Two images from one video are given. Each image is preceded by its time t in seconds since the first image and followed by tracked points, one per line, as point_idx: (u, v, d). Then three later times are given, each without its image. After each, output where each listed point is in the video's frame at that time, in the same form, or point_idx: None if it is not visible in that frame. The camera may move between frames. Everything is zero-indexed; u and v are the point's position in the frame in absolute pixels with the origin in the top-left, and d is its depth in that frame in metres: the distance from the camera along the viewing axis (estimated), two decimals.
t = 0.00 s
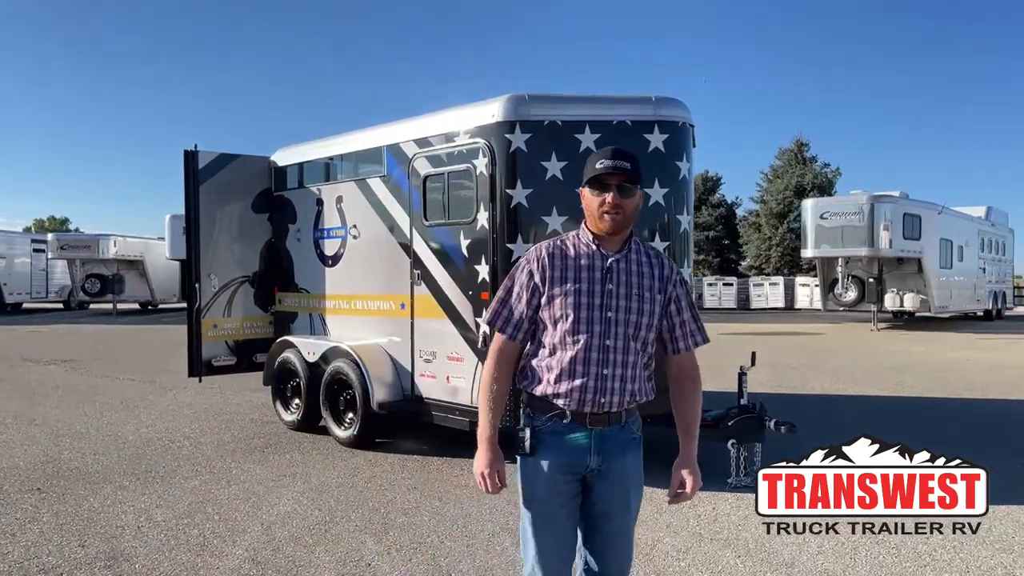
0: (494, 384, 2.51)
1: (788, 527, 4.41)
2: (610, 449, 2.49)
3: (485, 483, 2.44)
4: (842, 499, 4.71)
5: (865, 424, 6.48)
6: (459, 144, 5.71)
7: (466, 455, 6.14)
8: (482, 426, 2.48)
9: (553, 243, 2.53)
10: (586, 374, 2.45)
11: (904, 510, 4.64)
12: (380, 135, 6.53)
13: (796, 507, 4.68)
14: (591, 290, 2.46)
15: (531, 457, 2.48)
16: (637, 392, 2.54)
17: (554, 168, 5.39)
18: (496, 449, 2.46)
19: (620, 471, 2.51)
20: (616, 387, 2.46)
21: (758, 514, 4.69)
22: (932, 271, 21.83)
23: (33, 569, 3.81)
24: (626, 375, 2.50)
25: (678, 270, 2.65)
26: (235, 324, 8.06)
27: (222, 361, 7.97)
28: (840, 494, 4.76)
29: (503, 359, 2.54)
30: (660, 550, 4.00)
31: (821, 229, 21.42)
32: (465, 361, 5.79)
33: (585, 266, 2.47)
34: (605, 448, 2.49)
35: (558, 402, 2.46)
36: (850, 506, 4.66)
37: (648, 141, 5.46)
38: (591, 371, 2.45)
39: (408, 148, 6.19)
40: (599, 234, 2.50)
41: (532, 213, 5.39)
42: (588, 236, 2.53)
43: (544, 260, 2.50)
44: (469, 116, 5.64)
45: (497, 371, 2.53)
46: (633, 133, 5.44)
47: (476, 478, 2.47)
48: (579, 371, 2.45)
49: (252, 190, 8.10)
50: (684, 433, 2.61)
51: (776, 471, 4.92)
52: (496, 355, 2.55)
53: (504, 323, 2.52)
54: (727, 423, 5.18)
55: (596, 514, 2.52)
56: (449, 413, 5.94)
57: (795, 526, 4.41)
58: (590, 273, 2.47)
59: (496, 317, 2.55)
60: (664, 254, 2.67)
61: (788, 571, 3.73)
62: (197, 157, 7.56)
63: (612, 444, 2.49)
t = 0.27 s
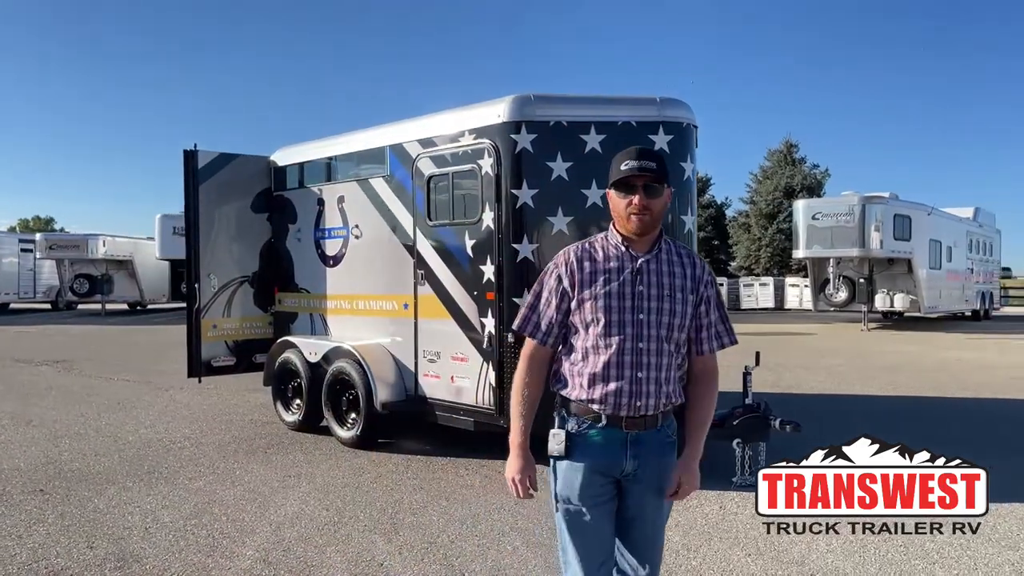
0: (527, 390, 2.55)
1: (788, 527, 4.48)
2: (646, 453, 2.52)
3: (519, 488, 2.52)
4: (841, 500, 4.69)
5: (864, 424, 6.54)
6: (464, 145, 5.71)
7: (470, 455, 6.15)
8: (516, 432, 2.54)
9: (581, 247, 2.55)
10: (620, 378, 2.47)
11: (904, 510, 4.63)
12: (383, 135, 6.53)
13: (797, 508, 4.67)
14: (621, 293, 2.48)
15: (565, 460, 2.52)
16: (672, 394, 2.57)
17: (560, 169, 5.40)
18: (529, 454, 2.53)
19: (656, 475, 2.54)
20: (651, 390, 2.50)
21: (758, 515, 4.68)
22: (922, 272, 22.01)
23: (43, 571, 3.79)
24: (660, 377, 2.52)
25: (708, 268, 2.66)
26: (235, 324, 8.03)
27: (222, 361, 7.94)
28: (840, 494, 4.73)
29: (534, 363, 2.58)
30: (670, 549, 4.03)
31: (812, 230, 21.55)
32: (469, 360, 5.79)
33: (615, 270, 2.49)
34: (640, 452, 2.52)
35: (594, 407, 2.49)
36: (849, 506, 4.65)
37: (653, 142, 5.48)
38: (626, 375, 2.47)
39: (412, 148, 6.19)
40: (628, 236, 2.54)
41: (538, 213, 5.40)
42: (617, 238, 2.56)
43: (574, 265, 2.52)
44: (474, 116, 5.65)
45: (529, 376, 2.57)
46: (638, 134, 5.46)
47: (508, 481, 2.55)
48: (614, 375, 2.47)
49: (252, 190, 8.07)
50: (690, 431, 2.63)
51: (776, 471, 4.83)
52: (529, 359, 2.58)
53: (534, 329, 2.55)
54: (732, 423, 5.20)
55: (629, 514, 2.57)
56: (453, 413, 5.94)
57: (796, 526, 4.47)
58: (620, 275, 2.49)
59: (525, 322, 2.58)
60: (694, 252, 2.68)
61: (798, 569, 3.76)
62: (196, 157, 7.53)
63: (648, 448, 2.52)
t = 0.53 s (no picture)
0: (543, 403, 2.56)
1: (788, 527, 4.52)
2: (669, 462, 2.54)
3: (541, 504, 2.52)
4: (842, 500, 4.72)
5: (860, 423, 6.60)
6: (464, 145, 5.71)
7: (470, 455, 6.15)
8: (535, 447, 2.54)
9: (585, 255, 2.55)
10: (639, 382, 2.48)
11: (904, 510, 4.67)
12: (380, 135, 6.51)
13: (797, 508, 4.69)
14: (632, 296, 2.48)
15: (588, 474, 2.52)
16: (691, 395, 2.59)
17: (561, 169, 5.41)
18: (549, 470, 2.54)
19: (678, 483, 2.56)
20: (670, 393, 2.50)
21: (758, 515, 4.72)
22: (909, 272, 22.25)
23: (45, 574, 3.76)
24: (679, 380, 2.53)
25: (717, 264, 2.67)
26: (230, 325, 7.99)
27: (217, 362, 7.89)
28: (840, 494, 4.76)
29: (548, 377, 2.57)
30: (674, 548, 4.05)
31: (801, 230, 21.69)
32: (469, 361, 5.79)
33: (624, 275, 2.49)
34: (663, 461, 2.53)
35: (614, 417, 2.50)
36: (850, 506, 4.68)
37: (653, 142, 5.50)
38: (645, 380, 2.48)
39: (411, 148, 6.18)
40: (631, 236, 2.54)
41: (539, 213, 5.40)
42: (621, 240, 2.57)
43: (581, 274, 2.52)
44: (474, 116, 5.65)
45: (542, 390, 2.57)
46: (638, 134, 5.48)
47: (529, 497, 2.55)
48: (632, 381, 2.48)
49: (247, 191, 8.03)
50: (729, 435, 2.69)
51: (776, 471, 4.81)
52: (543, 373, 2.58)
53: (544, 341, 2.55)
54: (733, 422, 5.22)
55: (653, 525, 2.60)
56: (453, 413, 5.94)
57: (796, 526, 4.51)
58: (628, 278, 2.50)
59: (534, 335, 2.59)
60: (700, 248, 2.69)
61: (802, 567, 3.80)
62: (191, 156, 7.50)
63: (671, 457, 2.54)
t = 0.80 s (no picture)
0: (545, 411, 2.55)
1: (788, 527, 4.57)
2: (678, 468, 2.53)
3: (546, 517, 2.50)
4: (841, 500, 4.72)
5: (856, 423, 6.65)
6: (464, 144, 5.70)
7: (469, 456, 6.15)
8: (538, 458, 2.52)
9: (584, 258, 2.55)
10: (646, 385, 2.47)
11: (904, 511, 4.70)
12: (378, 135, 6.49)
13: (797, 507, 4.66)
14: (634, 297, 2.48)
15: (597, 483, 2.51)
16: (700, 396, 2.58)
17: (562, 169, 5.42)
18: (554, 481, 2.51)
19: (689, 489, 2.55)
20: (678, 394, 2.50)
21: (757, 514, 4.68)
22: (899, 273, 22.42)
23: None
24: (686, 381, 2.53)
25: (719, 258, 2.67)
26: (226, 325, 7.94)
27: (213, 363, 7.85)
28: (840, 494, 4.75)
29: (551, 384, 2.56)
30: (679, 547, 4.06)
31: (792, 230, 21.79)
32: (470, 361, 5.78)
33: (624, 276, 2.50)
34: (673, 466, 2.52)
35: (622, 420, 2.49)
36: (850, 506, 4.69)
37: (653, 142, 5.51)
38: (652, 381, 2.48)
39: (410, 148, 6.17)
40: (630, 234, 2.55)
41: (540, 213, 5.41)
42: (620, 239, 2.57)
43: (580, 277, 2.52)
44: (474, 116, 5.64)
45: (545, 399, 2.56)
46: (639, 135, 5.50)
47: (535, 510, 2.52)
48: (639, 383, 2.47)
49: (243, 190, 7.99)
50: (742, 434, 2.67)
51: (776, 470, 4.67)
52: (544, 382, 2.57)
53: (546, 347, 2.55)
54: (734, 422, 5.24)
55: (667, 533, 2.58)
56: (453, 414, 5.93)
57: (796, 526, 4.55)
58: (630, 278, 2.50)
59: (535, 341, 2.59)
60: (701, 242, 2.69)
61: (807, 566, 3.82)
62: (187, 156, 7.45)
63: (680, 462, 2.53)
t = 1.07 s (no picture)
0: (549, 418, 2.54)
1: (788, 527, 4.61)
2: (689, 468, 2.50)
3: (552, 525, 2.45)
4: (841, 499, 4.43)
5: (855, 423, 6.68)
6: (467, 145, 5.70)
7: (471, 456, 6.15)
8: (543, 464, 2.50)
9: (584, 262, 2.54)
10: (650, 389, 2.46)
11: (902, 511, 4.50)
12: (379, 135, 6.48)
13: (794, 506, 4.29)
14: (636, 299, 2.47)
15: (606, 488, 2.51)
16: (708, 398, 2.54)
17: (565, 169, 5.43)
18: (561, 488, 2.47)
19: (705, 491, 2.50)
20: (683, 398, 2.48)
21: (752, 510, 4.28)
22: (891, 273, 22.53)
23: None
24: (693, 384, 2.50)
25: (728, 255, 2.61)
26: (225, 326, 7.91)
27: (212, 363, 7.81)
28: (839, 493, 4.45)
29: (553, 391, 2.56)
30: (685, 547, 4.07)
31: (786, 230, 21.87)
32: (473, 361, 5.78)
33: (625, 279, 2.48)
34: (684, 468, 2.50)
35: (627, 424, 2.49)
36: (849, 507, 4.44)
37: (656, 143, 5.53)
38: (656, 386, 2.46)
39: (412, 148, 6.16)
40: (631, 237, 2.53)
41: (544, 213, 5.41)
42: (621, 242, 2.55)
43: (581, 282, 2.52)
44: (477, 116, 5.64)
45: (549, 406, 2.56)
46: (642, 135, 5.51)
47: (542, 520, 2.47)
48: (643, 388, 2.46)
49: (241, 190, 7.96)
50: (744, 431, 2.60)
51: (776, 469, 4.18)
52: (547, 390, 2.57)
53: (548, 354, 2.57)
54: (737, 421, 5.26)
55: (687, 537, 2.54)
56: (456, 414, 5.93)
57: (796, 526, 4.57)
58: (632, 281, 2.48)
59: (538, 347, 2.60)
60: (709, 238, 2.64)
61: (814, 566, 3.84)
62: (186, 156, 7.41)
63: (691, 462, 2.50)
